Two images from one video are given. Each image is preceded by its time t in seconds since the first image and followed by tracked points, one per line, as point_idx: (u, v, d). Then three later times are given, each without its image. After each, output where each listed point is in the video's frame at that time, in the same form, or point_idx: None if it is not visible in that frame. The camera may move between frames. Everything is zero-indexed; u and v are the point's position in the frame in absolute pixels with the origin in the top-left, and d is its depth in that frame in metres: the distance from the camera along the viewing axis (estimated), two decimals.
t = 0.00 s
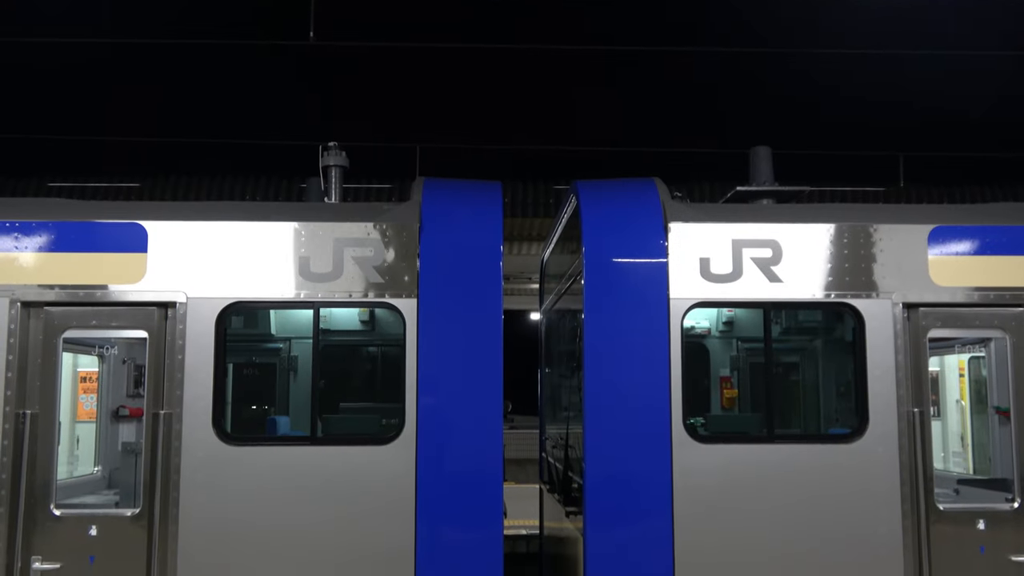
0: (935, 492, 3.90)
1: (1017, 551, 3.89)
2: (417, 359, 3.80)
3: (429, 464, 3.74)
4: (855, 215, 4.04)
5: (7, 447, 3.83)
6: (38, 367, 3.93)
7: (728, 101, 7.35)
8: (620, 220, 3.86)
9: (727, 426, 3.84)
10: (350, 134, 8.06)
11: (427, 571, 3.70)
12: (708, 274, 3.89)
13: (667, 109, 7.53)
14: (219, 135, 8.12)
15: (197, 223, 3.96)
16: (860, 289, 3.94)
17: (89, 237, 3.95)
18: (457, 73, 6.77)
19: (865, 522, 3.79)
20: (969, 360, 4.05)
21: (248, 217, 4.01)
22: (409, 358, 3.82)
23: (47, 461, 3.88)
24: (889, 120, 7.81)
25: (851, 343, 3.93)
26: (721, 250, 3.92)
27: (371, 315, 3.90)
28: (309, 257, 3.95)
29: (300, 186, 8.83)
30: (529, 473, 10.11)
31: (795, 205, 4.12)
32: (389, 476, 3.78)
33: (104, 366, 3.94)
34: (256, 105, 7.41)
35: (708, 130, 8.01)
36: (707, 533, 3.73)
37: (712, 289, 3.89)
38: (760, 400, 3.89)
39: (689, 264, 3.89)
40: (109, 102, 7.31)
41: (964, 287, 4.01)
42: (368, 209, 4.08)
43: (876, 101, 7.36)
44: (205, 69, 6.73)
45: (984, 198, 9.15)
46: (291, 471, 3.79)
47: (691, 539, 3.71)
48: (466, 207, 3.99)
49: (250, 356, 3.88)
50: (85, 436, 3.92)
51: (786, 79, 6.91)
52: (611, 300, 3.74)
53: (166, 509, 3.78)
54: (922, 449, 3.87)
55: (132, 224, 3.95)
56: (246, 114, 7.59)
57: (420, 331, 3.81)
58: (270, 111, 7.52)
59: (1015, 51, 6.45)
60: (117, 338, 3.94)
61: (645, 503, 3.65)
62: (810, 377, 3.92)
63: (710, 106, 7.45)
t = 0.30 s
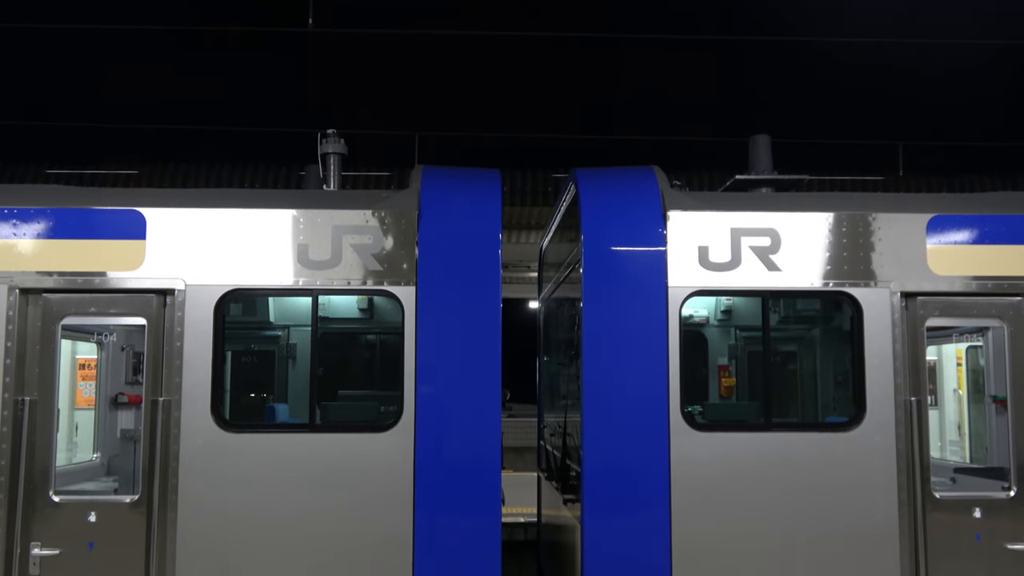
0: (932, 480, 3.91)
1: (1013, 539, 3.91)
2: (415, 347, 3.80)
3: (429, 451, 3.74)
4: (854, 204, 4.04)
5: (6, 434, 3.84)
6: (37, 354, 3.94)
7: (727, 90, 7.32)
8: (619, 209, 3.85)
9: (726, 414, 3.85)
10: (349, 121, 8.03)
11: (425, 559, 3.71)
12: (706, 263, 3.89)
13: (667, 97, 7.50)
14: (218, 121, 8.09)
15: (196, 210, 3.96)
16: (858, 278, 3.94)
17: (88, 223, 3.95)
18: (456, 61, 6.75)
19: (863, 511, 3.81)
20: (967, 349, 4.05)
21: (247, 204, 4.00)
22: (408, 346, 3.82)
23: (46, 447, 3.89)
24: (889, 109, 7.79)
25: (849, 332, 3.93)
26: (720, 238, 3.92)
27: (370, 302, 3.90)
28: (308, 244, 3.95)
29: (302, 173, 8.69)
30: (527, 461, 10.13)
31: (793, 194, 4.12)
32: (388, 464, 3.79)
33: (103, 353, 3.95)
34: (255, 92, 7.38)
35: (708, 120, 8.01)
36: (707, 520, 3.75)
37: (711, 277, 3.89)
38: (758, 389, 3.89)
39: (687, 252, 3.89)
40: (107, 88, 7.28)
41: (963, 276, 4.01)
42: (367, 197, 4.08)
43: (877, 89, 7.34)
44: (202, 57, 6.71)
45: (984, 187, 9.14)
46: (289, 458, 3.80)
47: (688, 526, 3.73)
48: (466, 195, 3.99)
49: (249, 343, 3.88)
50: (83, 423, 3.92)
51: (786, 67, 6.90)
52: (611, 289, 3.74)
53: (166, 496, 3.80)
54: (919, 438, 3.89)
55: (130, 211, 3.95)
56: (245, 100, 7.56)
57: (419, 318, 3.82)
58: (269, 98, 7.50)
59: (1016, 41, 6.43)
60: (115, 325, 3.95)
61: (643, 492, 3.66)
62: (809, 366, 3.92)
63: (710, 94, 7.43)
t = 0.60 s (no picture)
0: (932, 467, 3.92)
1: (1012, 525, 3.92)
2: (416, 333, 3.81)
3: (430, 438, 3.75)
4: (855, 190, 4.03)
5: (9, 419, 3.85)
6: (39, 340, 3.94)
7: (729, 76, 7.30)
8: (620, 195, 3.85)
9: (727, 400, 3.85)
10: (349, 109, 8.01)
11: (427, 545, 3.73)
12: (707, 249, 3.88)
13: (669, 83, 7.48)
14: (218, 108, 8.07)
15: (196, 196, 3.95)
16: (859, 264, 3.94)
17: (89, 209, 3.95)
18: (456, 48, 6.74)
19: (863, 497, 3.82)
20: (968, 336, 4.05)
21: (247, 190, 4.00)
22: (409, 333, 3.83)
23: (49, 433, 3.90)
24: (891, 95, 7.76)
25: (850, 318, 3.93)
26: (721, 224, 3.92)
27: (371, 288, 3.90)
28: (309, 230, 3.95)
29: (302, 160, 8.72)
30: (528, 447, 10.13)
31: (794, 180, 4.11)
32: (389, 450, 3.80)
33: (104, 339, 3.96)
34: (255, 78, 7.37)
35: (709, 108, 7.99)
36: (708, 506, 3.76)
37: (712, 264, 3.89)
38: (759, 376, 3.89)
39: (688, 238, 3.89)
40: (107, 76, 7.27)
41: (964, 263, 4.01)
42: (368, 183, 4.08)
43: (879, 75, 7.31)
44: (202, 43, 6.70)
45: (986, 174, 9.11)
46: (291, 444, 3.81)
47: (688, 512, 3.74)
48: (466, 181, 3.98)
49: (251, 330, 3.89)
50: (85, 409, 3.93)
51: (788, 54, 6.87)
52: (612, 275, 3.74)
53: (168, 482, 3.81)
54: (919, 424, 3.89)
55: (131, 196, 3.95)
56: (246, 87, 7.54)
57: (420, 304, 3.82)
58: (270, 84, 7.48)
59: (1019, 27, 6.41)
60: (117, 311, 3.96)
61: (644, 478, 3.67)
62: (809, 353, 3.92)
63: (712, 80, 7.41)
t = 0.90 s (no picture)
0: (930, 452, 3.93)
1: (1011, 510, 3.93)
2: (416, 319, 3.81)
3: (430, 423, 3.76)
4: (856, 176, 4.03)
5: (10, 405, 3.85)
6: (39, 326, 3.95)
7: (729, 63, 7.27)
8: (620, 181, 3.84)
9: (727, 386, 3.86)
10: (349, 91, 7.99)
11: (427, 530, 3.74)
12: (707, 235, 3.88)
13: (670, 69, 7.45)
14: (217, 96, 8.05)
15: (196, 181, 3.95)
16: (860, 250, 3.94)
17: (88, 195, 3.94)
18: (456, 34, 6.71)
19: (861, 482, 3.83)
20: (968, 322, 4.06)
21: (247, 175, 3.99)
22: (409, 319, 3.83)
23: (50, 418, 3.91)
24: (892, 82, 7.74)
25: (850, 304, 3.94)
26: (721, 210, 3.91)
27: (372, 274, 3.91)
28: (309, 216, 3.94)
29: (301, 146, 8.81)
30: (528, 434, 10.14)
31: (795, 166, 4.11)
32: (389, 436, 3.81)
33: (104, 325, 3.96)
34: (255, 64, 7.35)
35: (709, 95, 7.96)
36: (706, 491, 3.77)
37: (711, 250, 3.88)
38: (759, 362, 3.89)
39: (688, 224, 3.88)
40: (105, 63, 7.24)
41: (964, 249, 4.00)
42: (368, 169, 4.07)
43: (880, 61, 7.29)
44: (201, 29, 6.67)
45: (987, 162, 9.09)
46: (292, 430, 3.81)
47: (688, 497, 3.75)
48: (467, 167, 3.98)
49: (251, 316, 3.89)
50: (86, 395, 3.94)
51: (788, 40, 6.85)
52: (612, 261, 3.73)
53: (169, 467, 3.82)
54: (918, 409, 3.91)
55: (131, 182, 3.94)
56: (245, 73, 7.52)
57: (420, 290, 3.82)
58: (270, 70, 7.45)
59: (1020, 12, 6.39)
60: (117, 297, 3.96)
61: (644, 463, 3.68)
62: (809, 339, 3.92)
63: (713, 66, 7.38)
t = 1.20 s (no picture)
0: (926, 436, 3.95)
1: (1005, 494, 3.95)
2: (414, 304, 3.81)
3: (427, 407, 3.77)
4: (853, 160, 4.02)
5: (8, 389, 3.85)
6: (36, 311, 3.94)
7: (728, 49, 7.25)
8: (618, 165, 3.84)
9: (724, 371, 3.86)
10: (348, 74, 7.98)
11: (425, 515, 3.76)
12: (704, 220, 3.88)
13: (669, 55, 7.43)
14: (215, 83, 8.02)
15: (193, 166, 3.94)
16: (857, 235, 3.94)
17: (85, 179, 3.94)
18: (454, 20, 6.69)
19: (858, 466, 3.84)
20: (964, 306, 4.07)
21: (244, 160, 3.98)
22: (406, 304, 3.83)
23: (47, 402, 3.91)
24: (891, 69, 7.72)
25: (847, 288, 3.94)
26: (718, 194, 3.91)
27: (369, 258, 3.90)
28: (306, 200, 3.94)
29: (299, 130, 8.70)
30: (525, 420, 10.17)
31: (793, 150, 4.10)
32: (387, 420, 3.82)
33: (102, 310, 3.96)
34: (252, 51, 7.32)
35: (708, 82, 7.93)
36: (704, 475, 3.78)
37: (709, 234, 3.88)
38: (756, 347, 3.89)
39: (685, 209, 3.88)
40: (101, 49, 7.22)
41: (961, 234, 4.00)
42: (365, 153, 4.06)
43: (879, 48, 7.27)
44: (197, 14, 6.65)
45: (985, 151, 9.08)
46: (289, 414, 3.82)
47: (684, 481, 3.76)
48: (465, 152, 3.97)
49: (248, 300, 3.89)
50: (84, 379, 3.95)
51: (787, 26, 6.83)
52: (609, 246, 3.73)
53: (167, 451, 3.83)
54: (915, 393, 3.92)
55: (127, 166, 3.93)
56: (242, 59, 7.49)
57: (417, 275, 3.82)
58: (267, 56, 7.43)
59: None
60: (113, 282, 3.95)
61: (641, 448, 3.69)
62: (806, 323, 3.93)
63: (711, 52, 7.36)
